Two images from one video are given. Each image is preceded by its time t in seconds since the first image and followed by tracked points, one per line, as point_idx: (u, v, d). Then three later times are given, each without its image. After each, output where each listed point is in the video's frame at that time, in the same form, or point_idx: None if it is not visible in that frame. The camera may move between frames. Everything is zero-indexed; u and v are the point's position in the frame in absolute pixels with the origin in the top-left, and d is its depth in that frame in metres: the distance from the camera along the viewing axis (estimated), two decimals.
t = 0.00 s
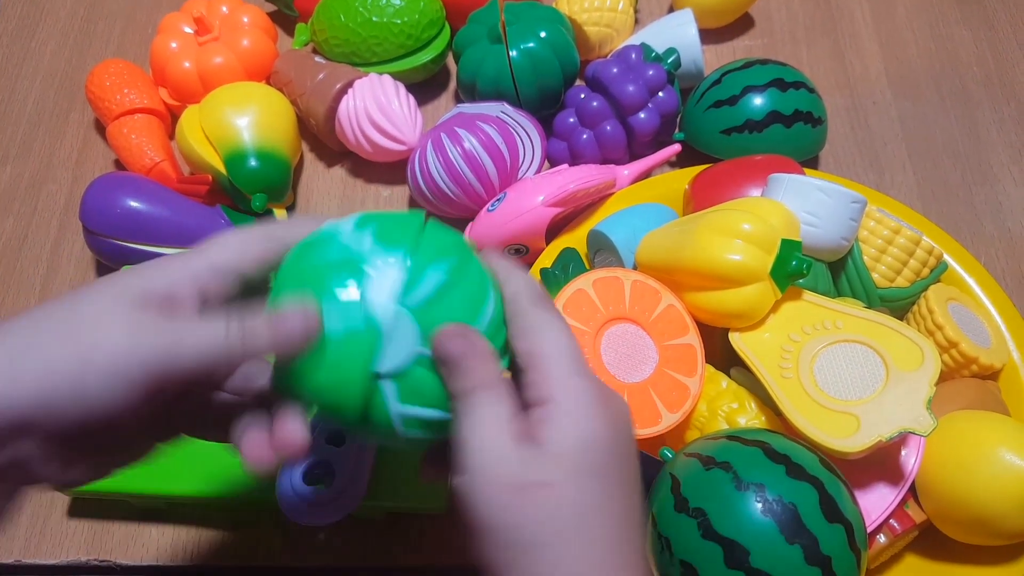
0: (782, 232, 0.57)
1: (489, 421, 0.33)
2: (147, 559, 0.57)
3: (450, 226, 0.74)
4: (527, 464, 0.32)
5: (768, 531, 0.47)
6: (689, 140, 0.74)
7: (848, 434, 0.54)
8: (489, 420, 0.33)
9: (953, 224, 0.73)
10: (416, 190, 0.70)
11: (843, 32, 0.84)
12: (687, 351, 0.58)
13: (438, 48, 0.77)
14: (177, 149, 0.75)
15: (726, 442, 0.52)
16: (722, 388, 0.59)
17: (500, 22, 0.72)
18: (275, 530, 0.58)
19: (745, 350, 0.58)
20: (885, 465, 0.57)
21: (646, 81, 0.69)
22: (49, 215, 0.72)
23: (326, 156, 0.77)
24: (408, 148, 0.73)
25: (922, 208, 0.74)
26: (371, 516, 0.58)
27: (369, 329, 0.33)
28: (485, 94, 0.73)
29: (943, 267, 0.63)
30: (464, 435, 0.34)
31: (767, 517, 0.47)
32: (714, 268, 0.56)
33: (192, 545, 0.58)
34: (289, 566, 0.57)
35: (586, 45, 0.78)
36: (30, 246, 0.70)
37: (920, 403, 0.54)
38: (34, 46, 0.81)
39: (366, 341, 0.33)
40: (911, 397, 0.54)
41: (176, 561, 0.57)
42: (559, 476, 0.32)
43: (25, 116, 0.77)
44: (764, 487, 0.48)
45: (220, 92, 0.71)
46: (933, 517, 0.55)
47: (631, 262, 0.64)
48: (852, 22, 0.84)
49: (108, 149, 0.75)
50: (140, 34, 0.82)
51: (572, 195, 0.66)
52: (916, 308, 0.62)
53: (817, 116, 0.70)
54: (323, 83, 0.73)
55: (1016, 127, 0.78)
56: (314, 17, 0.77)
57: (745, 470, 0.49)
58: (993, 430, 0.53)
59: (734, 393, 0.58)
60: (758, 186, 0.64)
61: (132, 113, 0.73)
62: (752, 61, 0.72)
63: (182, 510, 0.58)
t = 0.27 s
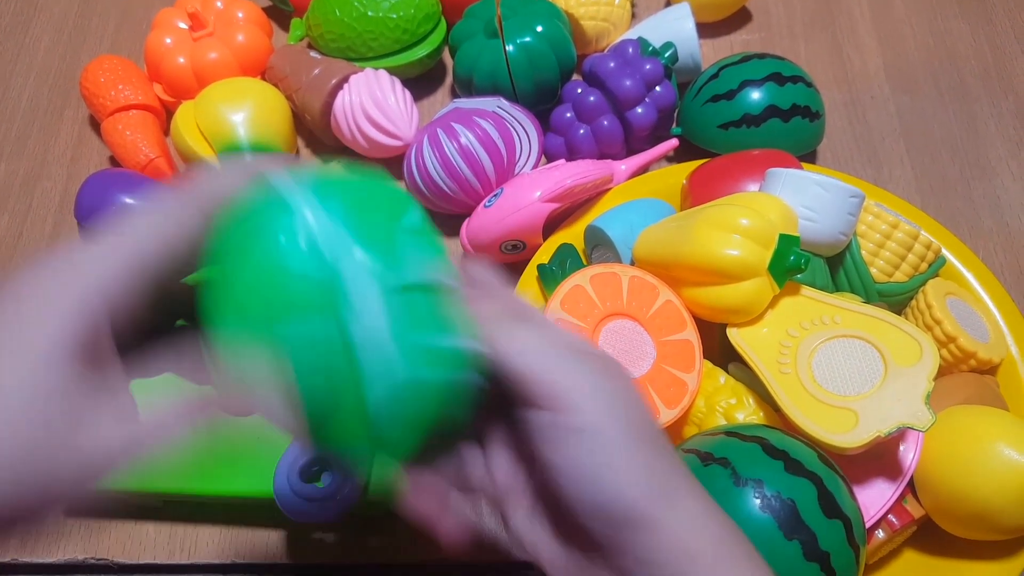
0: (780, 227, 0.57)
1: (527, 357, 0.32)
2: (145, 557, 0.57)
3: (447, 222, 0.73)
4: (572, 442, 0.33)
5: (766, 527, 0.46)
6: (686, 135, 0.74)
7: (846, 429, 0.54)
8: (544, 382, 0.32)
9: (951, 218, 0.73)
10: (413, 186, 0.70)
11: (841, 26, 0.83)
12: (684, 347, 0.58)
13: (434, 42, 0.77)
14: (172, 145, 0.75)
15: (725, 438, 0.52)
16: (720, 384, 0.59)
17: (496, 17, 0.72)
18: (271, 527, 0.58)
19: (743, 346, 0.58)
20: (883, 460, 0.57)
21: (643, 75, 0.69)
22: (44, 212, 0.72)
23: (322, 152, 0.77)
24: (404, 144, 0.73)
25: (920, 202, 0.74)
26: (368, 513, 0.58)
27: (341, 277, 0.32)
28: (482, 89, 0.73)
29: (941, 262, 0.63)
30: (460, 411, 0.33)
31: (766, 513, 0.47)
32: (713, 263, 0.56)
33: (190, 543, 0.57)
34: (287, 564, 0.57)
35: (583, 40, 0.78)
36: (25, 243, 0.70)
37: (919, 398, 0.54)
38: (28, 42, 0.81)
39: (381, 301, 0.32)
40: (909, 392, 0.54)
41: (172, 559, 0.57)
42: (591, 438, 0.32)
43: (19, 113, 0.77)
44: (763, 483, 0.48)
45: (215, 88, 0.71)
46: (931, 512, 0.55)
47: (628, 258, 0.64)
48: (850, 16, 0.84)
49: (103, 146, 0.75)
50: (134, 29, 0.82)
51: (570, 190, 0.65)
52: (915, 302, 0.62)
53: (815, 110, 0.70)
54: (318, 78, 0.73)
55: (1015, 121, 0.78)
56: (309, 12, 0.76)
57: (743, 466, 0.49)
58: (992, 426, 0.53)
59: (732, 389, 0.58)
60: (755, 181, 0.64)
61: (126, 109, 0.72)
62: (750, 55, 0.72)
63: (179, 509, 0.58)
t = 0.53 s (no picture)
0: (777, 223, 0.57)
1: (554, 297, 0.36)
2: (142, 553, 0.57)
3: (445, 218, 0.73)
4: (598, 402, 0.32)
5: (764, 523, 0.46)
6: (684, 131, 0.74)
7: (844, 425, 0.54)
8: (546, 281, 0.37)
9: (948, 215, 0.73)
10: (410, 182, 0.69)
11: (838, 22, 0.83)
12: (682, 341, 0.58)
13: (432, 38, 0.77)
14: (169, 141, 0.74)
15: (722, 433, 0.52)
16: (717, 379, 0.59)
17: (495, 12, 0.72)
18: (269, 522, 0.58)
19: (740, 342, 0.58)
20: (881, 456, 0.57)
21: (641, 71, 0.69)
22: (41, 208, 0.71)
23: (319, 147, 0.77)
24: (402, 140, 0.73)
25: (917, 199, 0.74)
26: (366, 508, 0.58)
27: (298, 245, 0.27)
28: (480, 85, 0.73)
29: (938, 258, 0.63)
30: (506, 403, 0.31)
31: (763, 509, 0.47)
32: (710, 259, 0.56)
33: (187, 538, 0.57)
34: (285, 559, 0.57)
35: (581, 36, 0.77)
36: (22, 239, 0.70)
37: (916, 393, 0.54)
38: (25, 38, 0.80)
39: (351, 262, 0.27)
40: (906, 388, 0.54)
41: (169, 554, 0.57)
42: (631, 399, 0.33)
43: (15, 109, 0.76)
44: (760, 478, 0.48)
45: (212, 83, 0.71)
46: (928, 507, 0.55)
47: (625, 254, 0.64)
48: (848, 12, 0.84)
49: (100, 142, 0.75)
50: (131, 25, 0.81)
51: (568, 186, 0.65)
52: (912, 298, 0.62)
53: (813, 107, 0.70)
54: (316, 74, 0.73)
55: (1012, 117, 0.78)
56: (307, 7, 0.76)
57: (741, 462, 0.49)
58: (989, 421, 0.53)
59: (729, 384, 0.59)
60: (753, 177, 0.64)
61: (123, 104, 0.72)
62: (748, 51, 0.72)
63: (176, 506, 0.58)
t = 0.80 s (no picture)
0: (776, 220, 0.57)
1: (454, 304, 0.33)
2: (138, 552, 0.56)
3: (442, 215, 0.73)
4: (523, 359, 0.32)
5: (761, 522, 0.46)
6: (682, 129, 0.74)
7: (843, 423, 0.54)
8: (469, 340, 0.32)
9: (947, 213, 0.73)
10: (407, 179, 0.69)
11: (838, 19, 0.83)
12: (680, 341, 0.58)
13: (429, 34, 0.76)
14: (165, 138, 0.74)
15: (721, 432, 0.52)
16: (716, 378, 0.59)
17: (493, 9, 0.71)
18: (265, 520, 0.57)
19: (739, 340, 0.58)
20: (881, 454, 0.56)
21: (639, 68, 0.69)
22: (35, 205, 0.71)
23: (316, 145, 0.76)
24: (399, 137, 0.72)
25: (917, 196, 0.74)
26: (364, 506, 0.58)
27: (271, 293, 0.34)
28: (478, 82, 0.73)
29: (937, 256, 0.63)
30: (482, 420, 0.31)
31: (762, 508, 0.47)
32: (709, 258, 0.56)
33: (183, 539, 0.57)
34: (282, 558, 0.57)
35: (579, 32, 0.77)
36: (17, 236, 0.70)
37: (915, 392, 0.53)
38: (19, 34, 0.80)
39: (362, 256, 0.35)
40: (906, 387, 0.54)
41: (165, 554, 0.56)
42: (527, 404, 0.32)
43: (9, 105, 0.76)
44: (759, 477, 0.48)
45: (207, 80, 0.70)
46: (927, 506, 0.55)
47: (624, 252, 0.63)
48: (847, 9, 0.84)
49: (95, 139, 0.74)
50: (126, 21, 0.81)
51: (566, 183, 0.65)
52: (911, 297, 0.62)
53: (812, 104, 0.70)
54: (312, 71, 0.72)
55: (1011, 115, 0.77)
56: (303, 3, 0.75)
57: (740, 461, 0.49)
58: (987, 419, 0.53)
59: (728, 382, 0.58)
60: (752, 175, 0.63)
61: (118, 101, 0.72)
62: (747, 48, 0.72)
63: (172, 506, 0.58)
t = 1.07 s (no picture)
0: (776, 221, 0.57)
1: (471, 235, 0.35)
2: (137, 553, 0.56)
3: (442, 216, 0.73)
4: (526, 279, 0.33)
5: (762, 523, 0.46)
6: (682, 129, 0.74)
7: (844, 424, 0.54)
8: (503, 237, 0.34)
9: (947, 213, 0.73)
10: (407, 179, 0.69)
11: (838, 19, 0.83)
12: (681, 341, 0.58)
13: (429, 34, 0.76)
14: (165, 138, 0.74)
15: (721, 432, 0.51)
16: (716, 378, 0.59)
17: (493, 9, 0.71)
18: (265, 521, 0.57)
19: (740, 340, 0.58)
20: (880, 454, 0.57)
21: (640, 68, 0.69)
22: (35, 205, 0.71)
23: (316, 145, 0.76)
24: (400, 137, 0.72)
25: (917, 196, 0.74)
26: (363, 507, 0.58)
27: (327, 286, 0.31)
28: (478, 82, 0.73)
29: (937, 257, 0.63)
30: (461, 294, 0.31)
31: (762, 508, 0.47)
32: (709, 258, 0.56)
33: (182, 540, 0.57)
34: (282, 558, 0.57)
35: (579, 32, 0.77)
36: (16, 236, 0.69)
37: (916, 392, 0.53)
38: (19, 34, 0.80)
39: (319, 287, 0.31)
40: (906, 387, 0.54)
41: (164, 555, 0.56)
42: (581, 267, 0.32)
43: (9, 105, 0.76)
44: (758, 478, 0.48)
45: (207, 80, 0.70)
46: (928, 506, 0.55)
47: (624, 252, 0.63)
48: (847, 9, 0.84)
49: (95, 139, 0.74)
50: (126, 21, 0.81)
51: (567, 184, 0.65)
52: (911, 297, 0.62)
53: (812, 104, 0.70)
54: (312, 71, 0.72)
55: (1011, 115, 0.77)
56: (303, 3, 0.75)
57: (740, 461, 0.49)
58: (988, 420, 0.53)
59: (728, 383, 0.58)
60: (752, 175, 0.63)
61: (118, 101, 0.72)
62: (747, 48, 0.72)
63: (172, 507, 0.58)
